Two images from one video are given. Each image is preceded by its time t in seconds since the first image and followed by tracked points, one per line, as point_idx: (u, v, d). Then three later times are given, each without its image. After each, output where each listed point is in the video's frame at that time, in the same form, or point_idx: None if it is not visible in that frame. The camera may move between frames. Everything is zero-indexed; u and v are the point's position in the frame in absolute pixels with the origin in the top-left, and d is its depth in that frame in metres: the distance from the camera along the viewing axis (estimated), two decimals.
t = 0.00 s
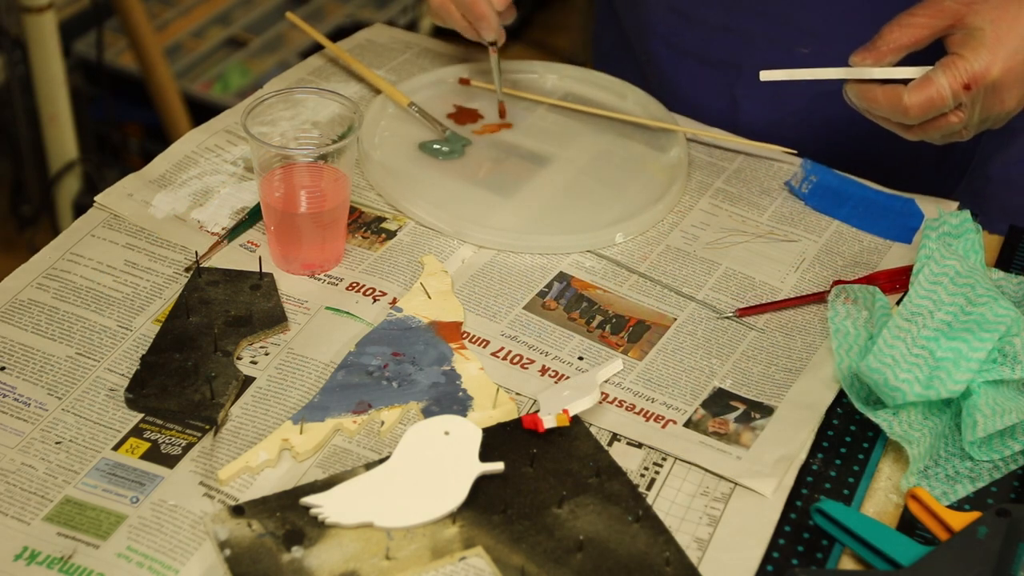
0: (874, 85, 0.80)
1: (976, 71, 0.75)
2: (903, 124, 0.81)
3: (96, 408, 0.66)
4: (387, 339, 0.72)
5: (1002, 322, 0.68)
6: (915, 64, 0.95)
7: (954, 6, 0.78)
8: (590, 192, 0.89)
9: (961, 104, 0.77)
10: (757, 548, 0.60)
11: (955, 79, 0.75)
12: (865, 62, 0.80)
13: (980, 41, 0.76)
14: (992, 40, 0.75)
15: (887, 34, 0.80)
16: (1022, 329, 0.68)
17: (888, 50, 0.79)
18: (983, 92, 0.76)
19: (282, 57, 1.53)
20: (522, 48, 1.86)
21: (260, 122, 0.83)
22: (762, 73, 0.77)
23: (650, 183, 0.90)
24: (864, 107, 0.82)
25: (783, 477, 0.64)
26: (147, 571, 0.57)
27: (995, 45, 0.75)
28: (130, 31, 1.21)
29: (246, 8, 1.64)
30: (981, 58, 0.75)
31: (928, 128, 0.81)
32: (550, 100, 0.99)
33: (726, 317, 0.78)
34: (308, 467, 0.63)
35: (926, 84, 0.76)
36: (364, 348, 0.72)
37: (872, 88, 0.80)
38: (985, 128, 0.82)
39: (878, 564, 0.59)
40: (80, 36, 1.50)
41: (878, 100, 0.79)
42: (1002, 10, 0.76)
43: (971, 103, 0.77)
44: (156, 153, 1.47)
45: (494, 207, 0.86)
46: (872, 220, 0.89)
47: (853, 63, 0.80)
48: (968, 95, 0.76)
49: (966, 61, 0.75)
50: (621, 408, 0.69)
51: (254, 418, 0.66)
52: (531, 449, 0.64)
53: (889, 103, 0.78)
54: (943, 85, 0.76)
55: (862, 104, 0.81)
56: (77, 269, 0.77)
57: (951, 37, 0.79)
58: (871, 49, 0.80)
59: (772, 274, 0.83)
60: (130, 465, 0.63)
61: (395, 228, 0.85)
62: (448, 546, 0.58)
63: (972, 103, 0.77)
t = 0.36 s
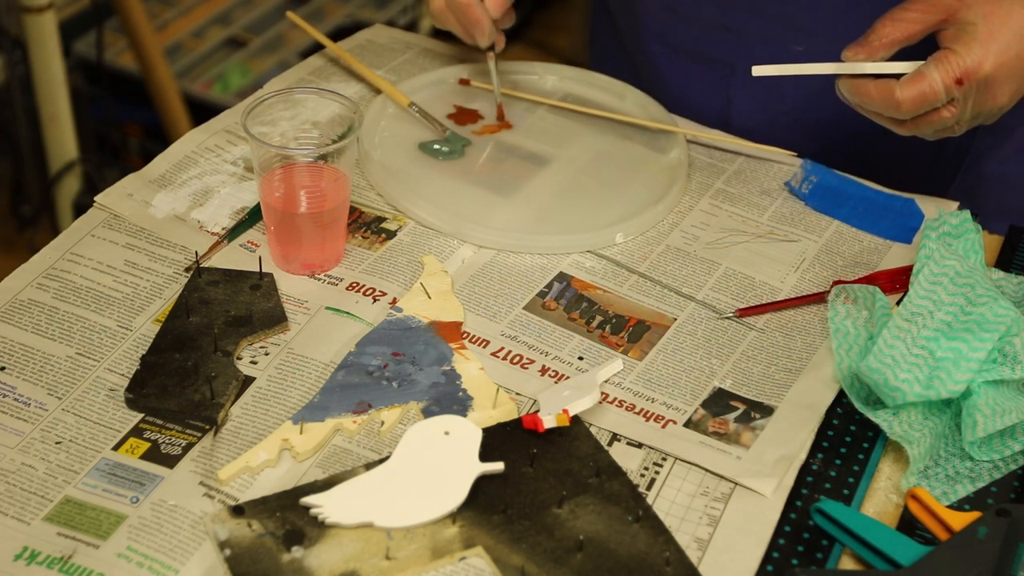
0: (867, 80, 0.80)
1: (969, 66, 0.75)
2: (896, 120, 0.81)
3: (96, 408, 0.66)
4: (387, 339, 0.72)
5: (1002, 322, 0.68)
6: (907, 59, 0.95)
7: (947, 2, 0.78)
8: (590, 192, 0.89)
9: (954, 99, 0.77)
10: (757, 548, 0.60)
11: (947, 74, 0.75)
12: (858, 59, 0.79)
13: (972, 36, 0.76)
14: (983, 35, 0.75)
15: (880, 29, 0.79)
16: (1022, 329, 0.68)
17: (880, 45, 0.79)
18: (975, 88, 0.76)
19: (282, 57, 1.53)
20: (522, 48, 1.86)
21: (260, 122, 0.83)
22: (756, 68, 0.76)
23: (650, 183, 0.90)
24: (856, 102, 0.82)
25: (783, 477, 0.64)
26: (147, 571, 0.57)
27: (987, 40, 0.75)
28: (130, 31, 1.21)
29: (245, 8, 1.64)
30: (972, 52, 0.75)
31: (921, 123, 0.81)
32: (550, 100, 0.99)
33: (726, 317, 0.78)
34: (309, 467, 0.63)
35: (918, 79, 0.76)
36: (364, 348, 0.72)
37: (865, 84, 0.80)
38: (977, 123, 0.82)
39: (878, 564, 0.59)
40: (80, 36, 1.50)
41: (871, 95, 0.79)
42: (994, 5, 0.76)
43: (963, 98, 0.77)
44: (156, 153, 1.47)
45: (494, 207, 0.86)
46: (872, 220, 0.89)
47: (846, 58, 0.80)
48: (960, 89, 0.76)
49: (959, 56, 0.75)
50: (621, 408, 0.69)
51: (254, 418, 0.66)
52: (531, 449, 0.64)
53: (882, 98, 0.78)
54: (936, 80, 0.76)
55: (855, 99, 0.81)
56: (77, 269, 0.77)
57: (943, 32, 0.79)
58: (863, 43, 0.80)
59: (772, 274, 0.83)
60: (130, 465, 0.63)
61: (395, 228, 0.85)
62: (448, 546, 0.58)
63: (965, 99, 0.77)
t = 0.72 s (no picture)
0: (872, 84, 0.79)
1: (974, 69, 0.75)
2: (900, 123, 0.81)
3: (96, 408, 0.66)
4: (387, 339, 0.72)
5: (1003, 322, 0.68)
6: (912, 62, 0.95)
7: (951, 6, 0.78)
8: (590, 192, 0.89)
9: (959, 102, 0.77)
10: (757, 548, 0.60)
11: (953, 77, 0.75)
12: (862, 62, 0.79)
13: (978, 39, 0.76)
14: (988, 38, 0.76)
15: (884, 33, 0.79)
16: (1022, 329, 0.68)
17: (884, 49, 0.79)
18: (980, 91, 0.76)
19: (282, 57, 1.53)
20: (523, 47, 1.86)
21: (260, 122, 0.83)
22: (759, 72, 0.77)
23: (650, 183, 0.90)
24: (860, 105, 0.81)
25: (782, 477, 0.64)
26: (147, 571, 0.57)
27: (992, 44, 0.75)
28: (130, 32, 1.21)
29: (246, 8, 1.64)
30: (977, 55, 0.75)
31: (925, 127, 0.80)
32: (549, 100, 0.99)
33: (726, 317, 0.78)
34: (308, 467, 0.63)
35: (924, 82, 0.76)
36: (364, 348, 0.72)
37: (869, 88, 0.79)
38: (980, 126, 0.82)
39: (878, 564, 0.59)
40: (80, 36, 1.50)
41: (876, 99, 0.78)
42: (999, 9, 0.76)
43: (969, 101, 0.77)
44: (156, 153, 1.47)
45: (494, 207, 0.86)
46: (872, 220, 0.89)
47: (850, 62, 0.80)
48: (965, 93, 0.76)
49: (963, 59, 0.75)
50: (621, 408, 0.69)
51: (254, 418, 0.66)
52: (531, 449, 0.64)
53: (887, 102, 0.78)
54: (941, 83, 0.75)
55: (859, 103, 0.80)
56: (77, 269, 0.77)
57: (947, 36, 0.79)
58: (868, 47, 0.79)
59: (772, 274, 0.83)
60: (130, 465, 0.63)
61: (395, 228, 0.85)
62: (448, 546, 0.58)
63: (970, 102, 0.77)
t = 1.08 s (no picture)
0: (890, 96, 0.79)
1: (991, 79, 0.75)
2: (918, 133, 0.81)
3: (96, 408, 0.66)
4: (387, 339, 0.72)
5: (1003, 322, 0.68)
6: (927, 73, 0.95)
7: (966, 15, 0.78)
8: (590, 192, 0.89)
9: (977, 112, 0.77)
10: (757, 548, 0.60)
11: (971, 87, 0.75)
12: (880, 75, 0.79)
13: (995, 49, 0.76)
14: (1006, 47, 0.76)
15: (900, 42, 0.79)
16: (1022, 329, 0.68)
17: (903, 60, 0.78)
18: (998, 101, 0.76)
19: (282, 57, 1.53)
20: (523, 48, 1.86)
21: (260, 122, 0.83)
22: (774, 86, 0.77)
23: (650, 183, 0.90)
24: (878, 116, 0.81)
25: (782, 477, 0.64)
26: (147, 571, 0.57)
27: (1009, 54, 0.76)
28: (130, 32, 1.21)
29: (246, 9, 1.64)
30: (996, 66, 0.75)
31: (942, 137, 0.81)
32: (549, 100, 0.99)
33: (726, 317, 0.78)
34: (308, 467, 0.64)
35: (943, 93, 0.76)
36: (364, 348, 0.72)
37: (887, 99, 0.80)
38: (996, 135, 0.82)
39: (878, 564, 0.59)
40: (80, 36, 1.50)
41: (893, 109, 0.79)
42: (1015, 17, 0.76)
43: (987, 111, 0.77)
44: (156, 153, 1.47)
45: (494, 207, 0.86)
46: (872, 220, 0.89)
47: (867, 72, 0.80)
48: (983, 103, 0.76)
49: (981, 69, 0.75)
50: (621, 408, 0.69)
51: (254, 418, 0.66)
52: (531, 449, 0.64)
53: (905, 112, 0.78)
54: (960, 93, 0.75)
55: (876, 114, 0.81)
56: (77, 270, 0.77)
57: (963, 45, 0.79)
58: (883, 57, 0.79)
59: (772, 274, 0.83)
60: (130, 465, 0.63)
61: (395, 228, 0.85)
62: (448, 546, 0.58)
63: (988, 112, 0.77)
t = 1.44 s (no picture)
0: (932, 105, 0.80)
1: None
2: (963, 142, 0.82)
3: (96, 408, 0.66)
4: (387, 339, 0.72)
5: (1002, 322, 0.68)
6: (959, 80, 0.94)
7: (1009, 22, 0.80)
8: (591, 192, 0.89)
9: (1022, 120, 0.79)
10: (757, 548, 0.60)
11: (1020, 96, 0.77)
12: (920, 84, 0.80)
13: None
14: None
15: (942, 51, 0.80)
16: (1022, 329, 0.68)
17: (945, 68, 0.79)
18: None
19: (282, 57, 1.53)
20: (523, 48, 1.86)
21: (260, 122, 0.83)
22: (820, 95, 0.74)
23: (650, 183, 0.90)
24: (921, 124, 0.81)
25: (782, 477, 0.64)
26: (147, 571, 0.57)
27: None
28: (130, 32, 1.21)
29: (246, 9, 1.64)
30: None
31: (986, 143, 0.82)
32: (550, 100, 0.99)
33: (726, 317, 0.78)
34: (308, 467, 0.63)
35: (988, 104, 0.77)
36: (364, 348, 0.72)
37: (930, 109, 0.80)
38: None
39: (878, 564, 0.59)
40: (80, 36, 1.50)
41: (941, 119, 0.79)
42: None
43: None
44: (156, 153, 1.47)
45: (495, 207, 0.86)
46: (872, 220, 0.89)
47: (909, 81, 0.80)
48: None
49: None
50: (621, 408, 0.69)
51: (254, 418, 0.66)
52: (531, 449, 0.64)
53: (954, 123, 0.78)
54: (1008, 102, 0.77)
55: (920, 123, 0.81)
56: (77, 269, 0.77)
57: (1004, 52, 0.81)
58: (926, 66, 0.80)
59: (772, 274, 0.83)
60: (130, 465, 0.63)
61: (395, 228, 0.85)
62: (448, 546, 0.58)
63: None
